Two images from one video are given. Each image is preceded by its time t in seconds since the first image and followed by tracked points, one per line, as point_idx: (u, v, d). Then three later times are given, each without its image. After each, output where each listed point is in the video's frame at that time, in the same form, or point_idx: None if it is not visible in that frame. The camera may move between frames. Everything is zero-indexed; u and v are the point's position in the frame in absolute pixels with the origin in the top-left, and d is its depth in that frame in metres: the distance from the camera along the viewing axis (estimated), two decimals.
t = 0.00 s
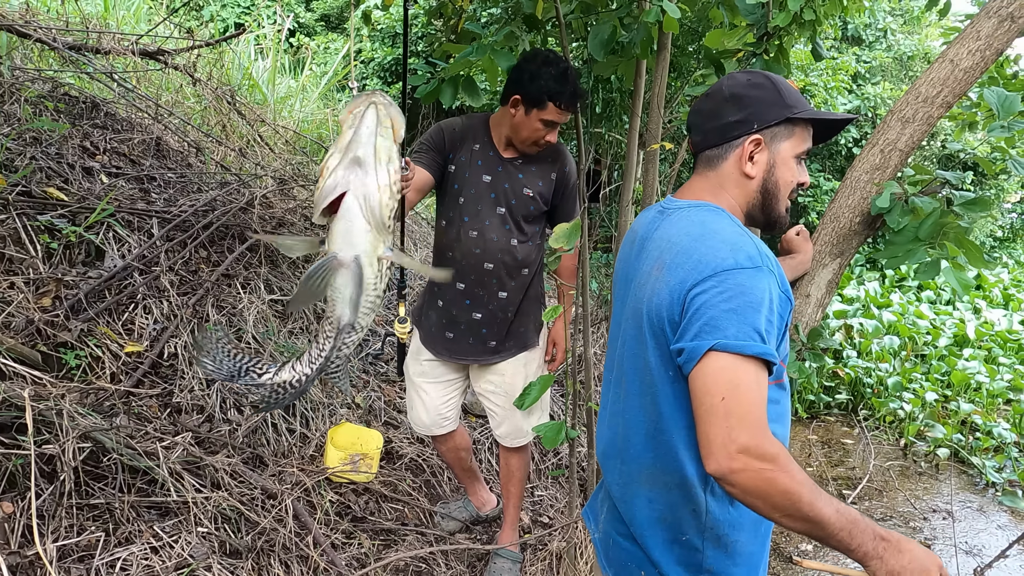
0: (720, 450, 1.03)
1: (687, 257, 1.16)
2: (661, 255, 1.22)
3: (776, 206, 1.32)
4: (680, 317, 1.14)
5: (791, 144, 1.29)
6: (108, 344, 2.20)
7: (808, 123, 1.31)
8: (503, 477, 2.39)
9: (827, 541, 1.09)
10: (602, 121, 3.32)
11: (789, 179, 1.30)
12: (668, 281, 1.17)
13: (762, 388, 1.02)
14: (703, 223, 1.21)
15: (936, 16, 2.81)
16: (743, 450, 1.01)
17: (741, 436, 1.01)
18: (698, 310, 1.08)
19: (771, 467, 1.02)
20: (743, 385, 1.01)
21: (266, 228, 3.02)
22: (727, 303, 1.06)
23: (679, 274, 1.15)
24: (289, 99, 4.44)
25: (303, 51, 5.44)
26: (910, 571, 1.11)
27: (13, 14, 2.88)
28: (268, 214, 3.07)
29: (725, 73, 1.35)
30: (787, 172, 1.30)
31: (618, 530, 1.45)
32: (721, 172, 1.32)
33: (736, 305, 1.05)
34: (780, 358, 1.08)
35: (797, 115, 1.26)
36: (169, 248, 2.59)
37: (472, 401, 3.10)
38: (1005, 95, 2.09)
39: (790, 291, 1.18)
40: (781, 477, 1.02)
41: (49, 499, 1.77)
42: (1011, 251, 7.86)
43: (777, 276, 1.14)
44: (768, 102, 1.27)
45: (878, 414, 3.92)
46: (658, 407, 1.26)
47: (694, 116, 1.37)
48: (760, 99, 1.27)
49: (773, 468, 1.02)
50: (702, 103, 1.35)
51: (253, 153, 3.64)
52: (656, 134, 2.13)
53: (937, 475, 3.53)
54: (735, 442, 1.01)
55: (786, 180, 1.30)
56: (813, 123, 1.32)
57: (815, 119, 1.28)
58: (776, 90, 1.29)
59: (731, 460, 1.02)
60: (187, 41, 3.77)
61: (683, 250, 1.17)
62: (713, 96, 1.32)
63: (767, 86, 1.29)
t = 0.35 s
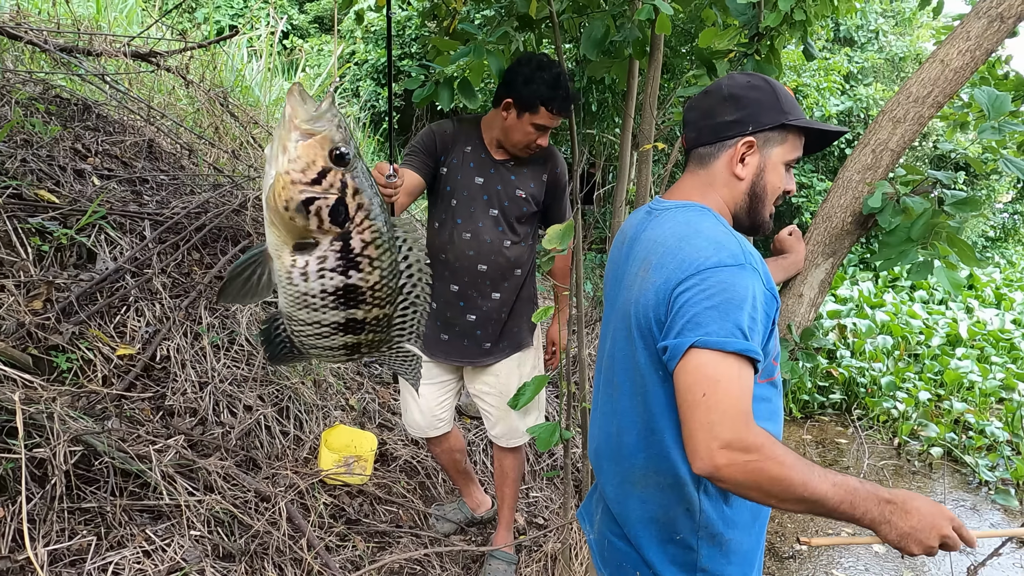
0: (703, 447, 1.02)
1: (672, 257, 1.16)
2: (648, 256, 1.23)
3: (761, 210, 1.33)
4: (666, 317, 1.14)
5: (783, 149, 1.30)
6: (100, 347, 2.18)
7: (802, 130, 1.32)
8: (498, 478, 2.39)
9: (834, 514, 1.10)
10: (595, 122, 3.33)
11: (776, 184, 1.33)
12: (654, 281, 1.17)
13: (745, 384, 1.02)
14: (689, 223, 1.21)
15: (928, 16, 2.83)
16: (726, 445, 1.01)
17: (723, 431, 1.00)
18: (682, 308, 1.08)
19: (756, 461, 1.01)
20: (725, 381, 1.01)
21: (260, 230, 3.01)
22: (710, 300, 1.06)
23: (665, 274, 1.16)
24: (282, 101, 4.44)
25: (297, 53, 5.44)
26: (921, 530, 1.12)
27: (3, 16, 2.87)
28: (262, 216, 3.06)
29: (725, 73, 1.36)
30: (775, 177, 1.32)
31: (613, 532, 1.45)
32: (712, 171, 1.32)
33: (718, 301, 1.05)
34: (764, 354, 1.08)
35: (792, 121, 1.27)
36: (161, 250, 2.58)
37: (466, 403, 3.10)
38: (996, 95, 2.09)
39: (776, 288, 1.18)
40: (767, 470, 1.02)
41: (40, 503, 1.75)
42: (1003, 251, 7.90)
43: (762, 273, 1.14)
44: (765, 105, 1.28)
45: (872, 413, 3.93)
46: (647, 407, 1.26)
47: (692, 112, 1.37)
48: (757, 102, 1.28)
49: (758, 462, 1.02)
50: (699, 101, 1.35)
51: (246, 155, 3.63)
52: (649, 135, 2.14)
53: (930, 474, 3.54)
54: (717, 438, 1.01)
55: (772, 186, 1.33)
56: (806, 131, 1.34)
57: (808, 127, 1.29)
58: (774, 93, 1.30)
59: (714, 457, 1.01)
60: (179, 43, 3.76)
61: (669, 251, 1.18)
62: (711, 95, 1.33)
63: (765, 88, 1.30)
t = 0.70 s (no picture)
0: (701, 447, 1.02)
1: (669, 258, 1.16)
2: (644, 258, 1.23)
3: (758, 214, 1.34)
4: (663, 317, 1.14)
5: (782, 154, 1.30)
6: (94, 350, 2.18)
7: (801, 136, 1.33)
8: (494, 480, 2.37)
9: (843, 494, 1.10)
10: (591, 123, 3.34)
11: (774, 189, 1.33)
12: (651, 282, 1.18)
13: (743, 384, 1.01)
14: (684, 224, 1.21)
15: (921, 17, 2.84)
16: (724, 444, 1.00)
17: (720, 430, 1.00)
18: (678, 309, 1.08)
19: (755, 460, 1.01)
20: (723, 380, 1.01)
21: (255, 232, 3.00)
22: (706, 301, 1.06)
23: (661, 275, 1.16)
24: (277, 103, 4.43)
25: (292, 55, 5.44)
26: (934, 496, 1.11)
27: None
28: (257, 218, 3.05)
29: (729, 75, 1.36)
30: (774, 181, 1.33)
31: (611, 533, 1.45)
32: (711, 171, 1.33)
33: (714, 302, 1.05)
34: (760, 353, 1.07)
35: (793, 126, 1.28)
36: (156, 252, 2.57)
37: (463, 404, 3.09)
38: (988, 96, 2.11)
39: (771, 288, 1.18)
40: (767, 468, 1.02)
41: (34, 508, 1.74)
42: (996, 251, 7.95)
43: (758, 274, 1.15)
44: (767, 109, 1.28)
45: (867, 413, 3.95)
46: (646, 408, 1.26)
47: (692, 112, 1.37)
48: (760, 105, 1.28)
49: (757, 460, 1.02)
50: (703, 101, 1.35)
51: (241, 158, 3.63)
52: (645, 136, 2.14)
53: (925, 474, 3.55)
54: (716, 437, 1.00)
55: (771, 190, 1.33)
56: (806, 137, 1.34)
57: (809, 133, 1.30)
58: (776, 97, 1.30)
59: (712, 457, 1.01)
60: (173, 45, 3.76)
61: (665, 252, 1.18)
62: (714, 96, 1.33)
63: (768, 92, 1.31)
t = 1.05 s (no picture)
0: (680, 441, 1.03)
1: (665, 257, 1.17)
2: (641, 256, 1.24)
3: (759, 219, 1.35)
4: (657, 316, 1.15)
5: (786, 161, 1.32)
6: (90, 353, 2.18)
7: (805, 144, 1.34)
8: (491, 481, 2.36)
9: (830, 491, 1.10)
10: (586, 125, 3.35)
11: (775, 195, 1.34)
12: (648, 281, 1.18)
13: (730, 382, 1.02)
14: (682, 224, 1.22)
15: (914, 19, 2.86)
16: (706, 438, 1.01)
17: (700, 423, 1.01)
18: (671, 308, 1.09)
19: (736, 454, 1.02)
20: (709, 377, 1.01)
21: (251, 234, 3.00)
22: (698, 298, 1.07)
23: (657, 274, 1.17)
24: (272, 105, 4.44)
25: (287, 57, 5.44)
26: (922, 493, 1.10)
27: None
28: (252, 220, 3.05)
29: (740, 77, 1.37)
30: (775, 187, 1.34)
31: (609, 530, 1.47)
32: (715, 174, 1.33)
33: (705, 299, 1.06)
34: (750, 351, 1.08)
35: (798, 133, 1.29)
36: (152, 255, 2.57)
37: (460, 406, 3.09)
38: (982, 97, 2.11)
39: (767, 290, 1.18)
40: (750, 463, 1.03)
41: (31, 511, 1.73)
42: (990, 251, 8.00)
43: (754, 274, 1.15)
44: (774, 115, 1.30)
45: (863, 413, 3.96)
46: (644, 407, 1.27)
47: (699, 113, 1.38)
48: (766, 111, 1.30)
49: (740, 455, 1.03)
50: (712, 102, 1.35)
51: (237, 160, 3.63)
52: (641, 138, 2.15)
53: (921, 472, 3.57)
54: (698, 432, 1.01)
55: (772, 196, 1.34)
56: (810, 146, 1.35)
57: (813, 142, 1.31)
58: (783, 103, 1.32)
59: (691, 450, 1.02)
60: (168, 47, 3.76)
61: (661, 251, 1.19)
62: (723, 98, 1.34)
63: (776, 98, 1.32)
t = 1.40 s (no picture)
0: (688, 444, 1.03)
1: (665, 258, 1.18)
2: (641, 256, 1.25)
3: (758, 220, 1.37)
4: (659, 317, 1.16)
5: (786, 164, 1.32)
6: (89, 355, 2.18)
7: (806, 147, 1.34)
8: (488, 478, 2.37)
9: (834, 481, 1.11)
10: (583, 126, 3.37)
11: (774, 198, 1.36)
12: (649, 282, 1.19)
13: (733, 383, 1.03)
14: (682, 224, 1.23)
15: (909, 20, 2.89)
16: (710, 438, 1.01)
17: (705, 425, 1.01)
18: (674, 309, 1.10)
19: (741, 453, 1.02)
20: (713, 377, 1.02)
21: (249, 235, 3.01)
22: (700, 299, 1.07)
23: (658, 275, 1.17)
24: (269, 106, 4.44)
25: (284, 58, 5.45)
26: (926, 478, 1.12)
27: None
28: (250, 221, 3.06)
29: (743, 79, 1.37)
30: (774, 190, 1.35)
31: (606, 529, 1.47)
32: (715, 175, 1.34)
33: (707, 300, 1.07)
34: (752, 350, 1.08)
35: (799, 137, 1.30)
36: (149, 256, 2.58)
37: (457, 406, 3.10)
38: (977, 98, 2.13)
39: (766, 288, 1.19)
40: (757, 461, 1.03)
41: (30, 512, 1.73)
42: (985, 250, 8.04)
43: (754, 273, 1.15)
44: (776, 118, 1.31)
45: (859, 412, 3.98)
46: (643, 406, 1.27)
47: (699, 114, 1.38)
48: (768, 114, 1.31)
49: (747, 454, 1.03)
50: (713, 103, 1.36)
51: (234, 161, 3.64)
52: (638, 139, 2.16)
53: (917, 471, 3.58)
54: (701, 431, 1.01)
55: (771, 199, 1.35)
56: (811, 150, 1.35)
57: (813, 146, 1.32)
58: (784, 105, 1.32)
59: (698, 452, 1.02)
60: (165, 49, 3.76)
61: (661, 251, 1.20)
62: (725, 100, 1.34)
63: (777, 101, 1.33)
